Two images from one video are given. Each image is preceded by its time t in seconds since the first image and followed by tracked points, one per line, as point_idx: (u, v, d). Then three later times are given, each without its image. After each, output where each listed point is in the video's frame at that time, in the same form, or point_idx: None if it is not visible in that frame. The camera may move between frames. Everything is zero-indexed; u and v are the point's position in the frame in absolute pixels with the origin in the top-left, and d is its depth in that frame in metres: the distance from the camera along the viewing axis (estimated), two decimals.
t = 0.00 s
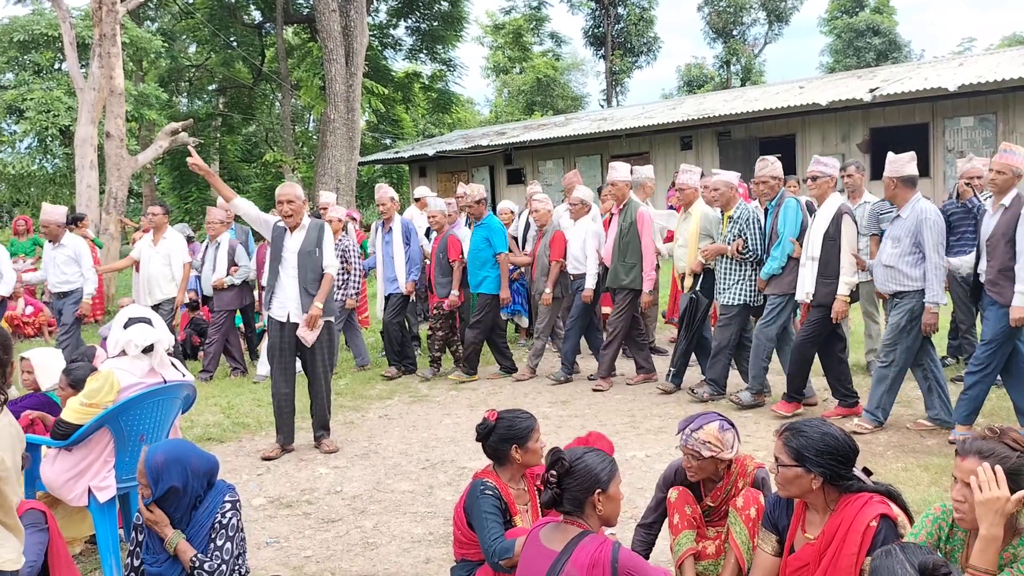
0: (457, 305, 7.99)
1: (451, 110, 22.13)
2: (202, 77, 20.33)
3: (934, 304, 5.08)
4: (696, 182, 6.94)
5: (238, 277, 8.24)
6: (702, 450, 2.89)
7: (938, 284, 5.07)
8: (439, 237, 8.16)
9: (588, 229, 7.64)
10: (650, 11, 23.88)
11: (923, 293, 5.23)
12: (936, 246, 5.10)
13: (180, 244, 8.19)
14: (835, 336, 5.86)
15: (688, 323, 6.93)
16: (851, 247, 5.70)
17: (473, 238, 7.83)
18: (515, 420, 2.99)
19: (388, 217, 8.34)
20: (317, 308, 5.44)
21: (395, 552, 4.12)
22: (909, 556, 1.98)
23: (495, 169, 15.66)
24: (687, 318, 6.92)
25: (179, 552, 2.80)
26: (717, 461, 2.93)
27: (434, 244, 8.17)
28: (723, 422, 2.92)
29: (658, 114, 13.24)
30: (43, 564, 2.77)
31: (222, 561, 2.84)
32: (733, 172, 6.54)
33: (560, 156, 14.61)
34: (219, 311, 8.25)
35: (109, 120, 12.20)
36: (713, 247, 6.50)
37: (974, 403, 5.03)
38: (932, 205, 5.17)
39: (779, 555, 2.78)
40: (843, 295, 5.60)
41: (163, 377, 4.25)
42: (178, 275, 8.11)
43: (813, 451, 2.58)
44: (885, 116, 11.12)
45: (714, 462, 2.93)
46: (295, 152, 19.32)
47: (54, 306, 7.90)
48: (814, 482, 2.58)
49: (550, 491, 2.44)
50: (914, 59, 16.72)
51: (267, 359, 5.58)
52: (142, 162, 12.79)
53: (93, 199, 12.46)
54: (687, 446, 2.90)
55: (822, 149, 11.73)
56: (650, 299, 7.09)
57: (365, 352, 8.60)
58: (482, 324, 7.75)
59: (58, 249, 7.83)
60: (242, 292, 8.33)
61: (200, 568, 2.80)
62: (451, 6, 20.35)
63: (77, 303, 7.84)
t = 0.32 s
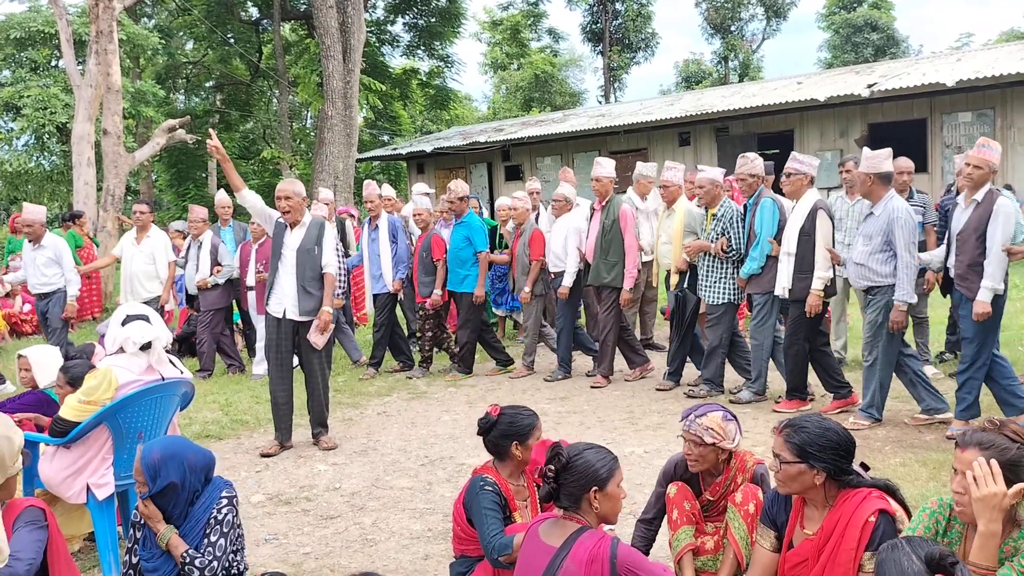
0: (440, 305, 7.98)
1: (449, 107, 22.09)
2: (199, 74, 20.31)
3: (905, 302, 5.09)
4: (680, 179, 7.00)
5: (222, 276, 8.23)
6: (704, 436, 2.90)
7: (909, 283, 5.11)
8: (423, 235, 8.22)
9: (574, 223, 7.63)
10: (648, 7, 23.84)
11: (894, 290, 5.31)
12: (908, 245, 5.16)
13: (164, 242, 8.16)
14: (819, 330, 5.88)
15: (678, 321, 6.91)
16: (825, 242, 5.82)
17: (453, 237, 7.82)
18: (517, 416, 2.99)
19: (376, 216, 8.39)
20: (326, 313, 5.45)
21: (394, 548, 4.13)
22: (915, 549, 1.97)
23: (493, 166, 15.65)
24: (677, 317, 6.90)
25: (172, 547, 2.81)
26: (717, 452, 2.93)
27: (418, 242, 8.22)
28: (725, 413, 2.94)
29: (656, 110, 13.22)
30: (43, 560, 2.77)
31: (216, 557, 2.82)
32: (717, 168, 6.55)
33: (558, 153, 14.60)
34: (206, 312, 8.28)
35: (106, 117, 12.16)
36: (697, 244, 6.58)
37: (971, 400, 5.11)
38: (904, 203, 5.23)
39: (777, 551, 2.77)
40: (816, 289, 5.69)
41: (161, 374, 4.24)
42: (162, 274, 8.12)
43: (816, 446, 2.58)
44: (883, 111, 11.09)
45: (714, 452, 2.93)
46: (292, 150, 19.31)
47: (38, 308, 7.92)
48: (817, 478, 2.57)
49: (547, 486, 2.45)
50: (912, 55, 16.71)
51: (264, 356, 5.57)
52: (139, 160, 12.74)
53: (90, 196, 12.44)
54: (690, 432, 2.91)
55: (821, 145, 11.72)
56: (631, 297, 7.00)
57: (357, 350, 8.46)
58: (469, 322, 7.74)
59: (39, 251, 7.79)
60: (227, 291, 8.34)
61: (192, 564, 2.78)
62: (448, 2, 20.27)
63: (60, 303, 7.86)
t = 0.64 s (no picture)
0: (427, 303, 7.97)
1: (447, 105, 22.06)
2: (197, 72, 20.29)
3: (887, 296, 5.20)
4: (668, 177, 6.90)
5: (212, 274, 8.26)
6: (696, 439, 2.90)
7: (892, 278, 5.20)
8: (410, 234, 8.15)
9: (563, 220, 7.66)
10: (646, 5, 23.81)
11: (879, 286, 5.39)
12: (892, 241, 5.24)
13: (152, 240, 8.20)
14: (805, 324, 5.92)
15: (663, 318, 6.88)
16: (810, 240, 5.90)
17: (440, 236, 7.85)
18: (521, 414, 2.99)
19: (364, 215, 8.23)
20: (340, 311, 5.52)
21: (393, 546, 4.13)
22: (917, 544, 1.98)
23: (491, 164, 15.65)
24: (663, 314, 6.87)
25: (174, 545, 2.80)
26: (712, 451, 2.94)
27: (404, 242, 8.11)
28: (717, 412, 2.94)
29: (654, 108, 13.22)
30: (43, 559, 2.78)
31: (215, 556, 2.83)
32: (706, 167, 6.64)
33: (555, 151, 14.58)
34: (198, 311, 8.29)
35: (104, 116, 12.15)
36: (687, 241, 6.64)
37: (967, 396, 5.22)
38: (887, 199, 5.32)
39: (775, 548, 2.78)
40: (799, 284, 5.76)
41: (159, 373, 4.25)
42: (152, 272, 8.12)
43: (815, 444, 2.58)
44: (881, 109, 11.13)
45: (708, 451, 2.94)
46: (290, 148, 19.30)
47: (26, 308, 7.90)
48: (816, 475, 2.58)
49: (547, 482, 2.46)
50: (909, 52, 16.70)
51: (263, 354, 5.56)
52: (137, 158, 12.71)
53: (87, 195, 12.43)
54: (682, 436, 2.91)
55: (818, 143, 11.72)
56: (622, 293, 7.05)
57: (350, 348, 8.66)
58: (464, 321, 7.79)
59: (27, 251, 7.79)
60: (218, 290, 8.35)
61: (192, 562, 2.78)
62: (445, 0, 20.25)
63: (50, 303, 7.86)
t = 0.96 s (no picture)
0: (421, 300, 7.90)
1: (446, 102, 22.03)
2: (195, 70, 20.27)
3: (886, 291, 5.26)
4: (658, 174, 6.92)
5: (205, 273, 8.31)
6: (694, 436, 2.91)
7: (889, 272, 5.27)
8: (402, 232, 8.22)
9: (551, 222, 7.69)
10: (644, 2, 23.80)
11: (874, 281, 5.43)
12: (886, 237, 5.31)
13: (144, 238, 8.22)
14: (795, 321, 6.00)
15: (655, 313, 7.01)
16: (803, 235, 5.92)
17: (436, 232, 7.92)
18: (530, 414, 2.99)
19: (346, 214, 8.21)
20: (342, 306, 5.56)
21: (392, 544, 4.14)
22: (917, 540, 1.99)
23: (490, 162, 15.64)
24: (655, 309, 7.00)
25: (173, 539, 2.80)
26: (710, 448, 2.94)
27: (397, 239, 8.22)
28: (716, 410, 2.93)
29: (653, 105, 13.21)
30: (44, 559, 2.79)
31: (213, 552, 2.83)
32: (697, 164, 6.60)
33: (555, 148, 14.56)
34: (193, 310, 8.35)
35: (103, 114, 12.13)
36: (679, 238, 6.59)
37: (965, 394, 5.20)
38: (878, 195, 5.39)
39: (773, 545, 2.78)
40: (793, 280, 5.84)
41: (158, 371, 4.25)
42: (145, 269, 8.19)
43: (814, 441, 2.58)
44: (880, 106, 11.12)
45: (706, 448, 2.94)
46: (288, 146, 19.27)
47: (18, 306, 7.90)
48: (816, 472, 2.58)
49: (547, 478, 2.47)
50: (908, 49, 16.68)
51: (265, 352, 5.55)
52: (136, 156, 12.70)
53: (86, 193, 12.42)
54: (681, 433, 2.91)
55: (817, 139, 11.70)
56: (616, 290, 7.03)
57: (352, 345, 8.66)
58: (460, 317, 7.87)
59: (18, 249, 7.80)
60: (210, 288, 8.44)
61: (191, 558, 2.78)
62: None
63: (42, 301, 7.88)
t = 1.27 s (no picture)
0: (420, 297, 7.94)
1: (447, 101, 22.00)
2: (195, 70, 20.25)
3: (879, 286, 5.31)
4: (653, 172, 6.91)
5: (200, 272, 8.42)
6: (695, 434, 2.91)
7: (882, 267, 5.31)
8: (400, 230, 8.21)
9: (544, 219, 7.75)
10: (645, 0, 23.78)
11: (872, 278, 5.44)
12: (882, 233, 5.34)
13: (140, 236, 8.17)
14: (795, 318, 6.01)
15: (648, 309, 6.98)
16: (800, 231, 5.93)
17: (433, 230, 7.93)
18: (535, 415, 2.99)
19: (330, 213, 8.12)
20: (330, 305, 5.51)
21: (394, 543, 4.14)
22: (913, 539, 2.00)
23: (490, 160, 15.65)
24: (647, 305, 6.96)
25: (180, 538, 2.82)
26: (711, 448, 2.94)
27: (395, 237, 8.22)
28: (717, 408, 2.94)
29: (653, 104, 13.19)
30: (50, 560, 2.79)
31: (219, 549, 2.84)
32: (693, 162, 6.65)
33: (555, 147, 14.56)
34: (190, 309, 8.43)
35: (104, 114, 12.12)
36: (676, 235, 6.66)
37: (965, 392, 5.19)
38: (874, 192, 5.42)
39: (774, 543, 2.78)
40: (788, 274, 5.86)
41: (159, 370, 4.24)
42: (141, 267, 8.09)
43: (816, 438, 2.59)
44: (880, 104, 11.12)
45: (706, 446, 2.94)
46: (289, 145, 19.24)
47: (13, 306, 7.91)
48: (818, 469, 2.59)
49: (548, 477, 2.48)
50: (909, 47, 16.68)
51: (267, 350, 5.54)
52: (136, 156, 12.70)
53: (87, 192, 12.42)
54: (682, 431, 2.92)
55: (818, 137, 11.71)
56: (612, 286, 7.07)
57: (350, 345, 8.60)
58: (455, 314, 7.85)
59: (10, 249, 7.81)
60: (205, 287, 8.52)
61: (199, 556, 2.80)
62: None
63: (37, 299, 7.92)
